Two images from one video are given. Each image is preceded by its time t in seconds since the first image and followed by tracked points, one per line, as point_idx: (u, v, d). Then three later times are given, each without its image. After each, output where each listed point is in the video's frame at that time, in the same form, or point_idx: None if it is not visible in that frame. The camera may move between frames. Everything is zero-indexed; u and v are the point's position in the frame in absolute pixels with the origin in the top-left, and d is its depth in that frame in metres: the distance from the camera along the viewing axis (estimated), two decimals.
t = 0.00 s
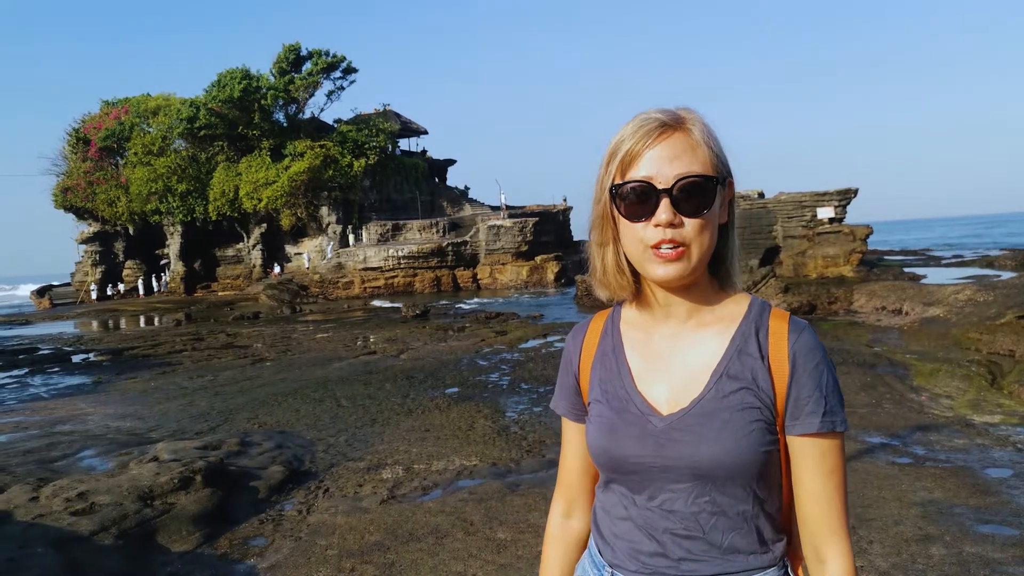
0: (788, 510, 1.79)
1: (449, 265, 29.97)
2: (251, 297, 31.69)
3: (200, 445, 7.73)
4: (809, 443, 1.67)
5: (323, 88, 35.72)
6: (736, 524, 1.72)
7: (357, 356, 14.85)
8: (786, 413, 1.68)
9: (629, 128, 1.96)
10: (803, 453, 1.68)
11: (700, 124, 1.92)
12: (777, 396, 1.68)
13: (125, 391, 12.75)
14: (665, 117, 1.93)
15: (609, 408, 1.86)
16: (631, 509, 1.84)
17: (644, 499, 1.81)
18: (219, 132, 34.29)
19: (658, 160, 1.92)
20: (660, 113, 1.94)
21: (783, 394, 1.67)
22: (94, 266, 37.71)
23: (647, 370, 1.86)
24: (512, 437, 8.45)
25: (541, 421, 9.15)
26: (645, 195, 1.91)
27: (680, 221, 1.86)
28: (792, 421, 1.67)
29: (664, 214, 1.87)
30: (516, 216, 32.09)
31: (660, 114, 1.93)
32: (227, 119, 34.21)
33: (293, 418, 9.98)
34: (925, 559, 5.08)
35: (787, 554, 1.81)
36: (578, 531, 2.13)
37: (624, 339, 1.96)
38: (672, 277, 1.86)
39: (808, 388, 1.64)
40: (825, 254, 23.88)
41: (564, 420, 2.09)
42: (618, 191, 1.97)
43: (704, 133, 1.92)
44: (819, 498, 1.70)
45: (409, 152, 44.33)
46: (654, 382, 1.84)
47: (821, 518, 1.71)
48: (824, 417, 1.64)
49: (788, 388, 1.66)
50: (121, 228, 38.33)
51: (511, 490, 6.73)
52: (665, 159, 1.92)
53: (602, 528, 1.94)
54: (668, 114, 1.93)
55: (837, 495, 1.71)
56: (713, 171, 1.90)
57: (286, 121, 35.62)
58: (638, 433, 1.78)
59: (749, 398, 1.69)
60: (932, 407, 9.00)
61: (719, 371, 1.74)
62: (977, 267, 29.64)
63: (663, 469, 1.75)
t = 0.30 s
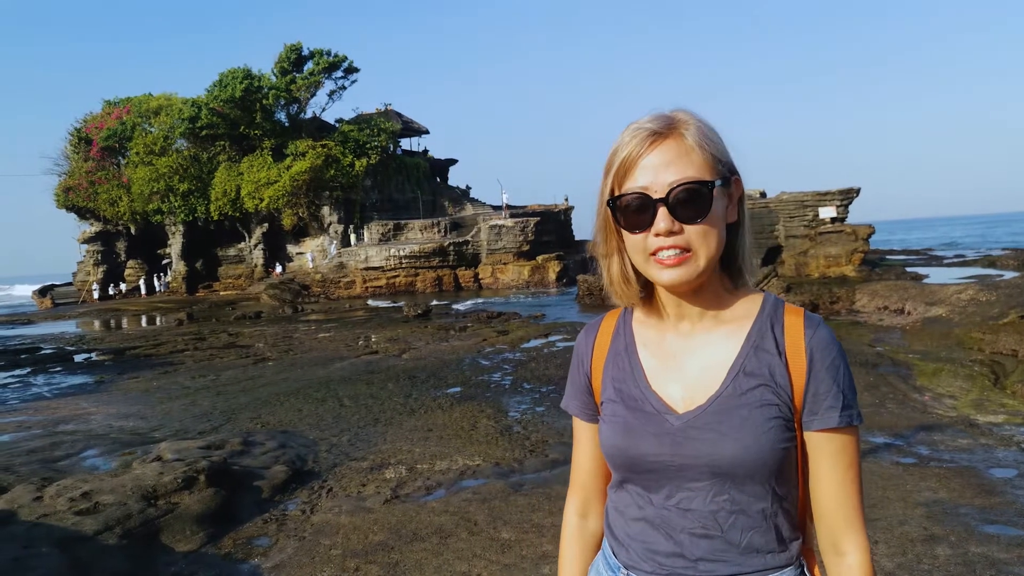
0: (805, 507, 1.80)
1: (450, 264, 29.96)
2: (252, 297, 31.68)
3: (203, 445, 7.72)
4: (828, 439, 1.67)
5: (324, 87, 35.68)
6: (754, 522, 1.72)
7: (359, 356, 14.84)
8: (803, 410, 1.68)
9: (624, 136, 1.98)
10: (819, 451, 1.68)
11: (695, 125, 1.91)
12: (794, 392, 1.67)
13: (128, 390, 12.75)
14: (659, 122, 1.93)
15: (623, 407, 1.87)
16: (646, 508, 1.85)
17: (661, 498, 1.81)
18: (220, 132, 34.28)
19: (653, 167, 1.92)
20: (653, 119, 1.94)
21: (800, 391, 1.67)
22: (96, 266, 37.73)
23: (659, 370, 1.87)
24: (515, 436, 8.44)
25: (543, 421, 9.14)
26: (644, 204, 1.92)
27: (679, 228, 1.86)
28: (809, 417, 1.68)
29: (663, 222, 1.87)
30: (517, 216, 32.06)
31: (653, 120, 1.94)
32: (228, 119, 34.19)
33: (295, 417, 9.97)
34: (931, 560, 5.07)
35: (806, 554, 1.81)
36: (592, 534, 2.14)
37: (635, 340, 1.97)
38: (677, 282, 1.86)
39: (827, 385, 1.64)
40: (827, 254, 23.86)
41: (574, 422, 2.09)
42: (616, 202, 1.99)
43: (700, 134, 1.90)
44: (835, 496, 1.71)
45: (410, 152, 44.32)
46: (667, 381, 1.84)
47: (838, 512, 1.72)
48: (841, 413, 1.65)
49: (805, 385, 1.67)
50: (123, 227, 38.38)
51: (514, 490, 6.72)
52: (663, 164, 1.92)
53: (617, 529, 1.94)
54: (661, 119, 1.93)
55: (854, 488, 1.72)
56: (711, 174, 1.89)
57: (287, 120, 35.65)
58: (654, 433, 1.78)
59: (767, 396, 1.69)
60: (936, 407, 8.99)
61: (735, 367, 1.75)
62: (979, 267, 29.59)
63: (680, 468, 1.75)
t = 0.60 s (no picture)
0: (821, 506, 1.80)
1: (451, 264, 29.96)
2: (253, 296, 31.66)
3: (205, 445, 7.72)
4: (845, 439, 1.67)
5: (325, 87, 35.67)
6: (768, 523, 1.72)
7: (361, 356, 14.83)
8: (820, 410, 1.68)
9: (632, 136, 1.97)
10: (837, 450, 1.68)
11: (703, 123, 1.91)
12: (811, 391, 1.67)
13: (129, 390, 12.74)
14: (667, 121, 1.93)
15: (637, 407, 1.86)
16: (661, 508, 1.84)
17: (675, 497, 1.81)
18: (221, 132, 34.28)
19: (662, 166, 1.92)
20: (661, 118, 1.94)
21: (817, 390, 1.67)
22: (97, 265, 37.73)
23: (674, 370, 1.86)
24: (518, 436, 8.44)
25: (545, 420, 9.13)
26: (653, 204, 1.92)
27: (688, 228, 1.86)
28: (827, 416, 1.67)
29: (673, 222, 1.87)
30: (519, 216, 32.03)
31: (661, 119, 1.94)
32: (230, 119, 34.20)
33: (297, 417, 9.96)
34: (936, 559, 5.07)
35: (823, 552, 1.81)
36: (607, 534, 2.14)
37: (648, 339, 1.97)
38: (690, 281, 1.86)
39: (844, 384, 1.64)
40: (829, 254, 23.83)
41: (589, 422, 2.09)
42: (626, 203, 1.99)
43: (708, 132, 1.90)
44: (852, 496, 1.71)
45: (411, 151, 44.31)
46: (682, 381, 1.84)
47: (854, 509, 1.73)
48: (859, 413, 1.64)
49: (822, 384, 1.66)
50: (124, 227, 38.39)
51: (517, 490, 6.72)
52: (671, 164, 1.92)
53: (630, 528, 1.94)
54: (668, 118, 1.93)
55: (871, 486, 1.72)
56: (719, 172, 1.89)
57: (288, 120, 35.70)
58: (669, 433, 1.78)
59: (782, 397, 1.68)
60: (939, 407, 8.98)
61: (751, 368, 1.74)
62: (981, 267, 29.55)
63: (695, 468, 1.75)
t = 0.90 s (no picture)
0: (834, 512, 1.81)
1: (453, 264, 29.95)
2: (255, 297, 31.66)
3: (208, 445, 7.73)
4: (866, 445, 1.67)
5: (327, 87, 35.70)
6: (785, 526, 1.72)
7: (363, 356, 14.83)
8: (841, 413, 1.68)
9: (642, 138, 1.99)
10: (854, 455, 1.69)
11: (711, 116, 1.93)
12: (833, 396, 1.67)
13: (132, 390, 12.74)
14: (675, 119, 1.95)
15: (655, 407, 1.86)
16: (677, 509, 1.84)
17: (692, 498, 1.81)
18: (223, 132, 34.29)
19: (678, 161, 1.93)
20: (669, 118, 1.96)
21: (840, 394, 1.67)
22: (99, 265, 37.78)
23: (693, 370, 1.86)
24: (520, 436, 8.43)
25: (548, 421, 9.13)
26: (674, 201, 1.92)
27: (715, 217, 1.85)
28: (849, 420, 1.67)
29: (699, 214, 1.87)
30: (520, 216, 32.02)
31: (669, 118, 1.96)
32: (231, 119, 34.20)
33: (300, 417, 9.96)
34: (942, 560, 5.07)
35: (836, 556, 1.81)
36: (619, 533, 2.13)
37: (666, 340, 1.96)
38: (720, 274, 1.85)
39: (865, 388, 1.64)
40: (831, 254, 23.81)
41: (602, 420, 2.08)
42: (646, 205, 1.98)
43: (717, 124, 1.93)
44: (866, 503, 1.72)
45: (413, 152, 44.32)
46: (700, 382, 1.84)
47: (864, 516, 1.73)
48: (879, 419, 1.65)
49: (845, 388, 1.66)
50: (126, 227, 38.43)
51: (521, 490, 6.72)
52: (687, 160, 1.93)
53: (643, 528, 1.94)
54: (676, 117, 1.95)
55: (883, 494, 1.73)
56: (735, 159, 1.90)
57: (290, 120, 35.76)
58: (686, 433, 1.78)
59: (804, 398, 1.68)
60: (942, 407, 8.98)
61: (773, 369, 1.74)
62: (984, 267, 29.51)
63: (713, 469, 1.75)
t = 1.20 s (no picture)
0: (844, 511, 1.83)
1: (454, 264, 29.96)
2: (257, 297, 31.67)
3: (211, 445, 7.73)
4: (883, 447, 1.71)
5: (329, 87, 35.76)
6: (803, 525, 1.73)
7: (365, 356, 14.83)
8: (863, 416, 1.70)
9: (659, 143, 1.98)
10: (871, 456, 1.73)
11: (727, 119, 1.93)
12: (855, 400, 1.69)
13: (134, 390, 12.74)
14: (691, 123, 1.95)
15: (673, 404, 1.85)
16: (693, 507, 1.84)
17: (709, 496, 1.81)
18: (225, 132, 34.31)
19: (697, 165, 1.92)
20: (685, 121, 1.96)
21: (861, 397, 1.69)
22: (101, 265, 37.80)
23: (711, 368, 1.86)
24: (523, 436, 8.43)
25: (551, 420, 9.13)
26: (693, 206, 1.91)
27: (735, 222, 1.85)
28: (867, 423, 1.70)
29: (719, 219, 1.86)
30: (522, 216, 32.02)
31: (685, 122, 1.95)
32: (233, 119, 34.23)
33: (302, 417, 9.96)
34: (948, 559, 5.07)
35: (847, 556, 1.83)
36: (627, 529, 2.13)
37: (684, 338, 1.95)
38: (742, 276, 1.85)
39: (889, 392, 1.67)
40: (833, 254, 23.80)
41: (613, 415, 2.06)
42: (666, 210, 1.97)
43: (733, 127, 1.93)
44: (878, 503, 1.76)
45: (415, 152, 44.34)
46: (720, 380, 1.84)
47: (875, 515, 1.77)
48: (898, 423, 1.68)
49: (867, 391, 1.68)
50: (128, 227, 38.46)
51: (525, 489, 6.72)
52: (706, 164, 1.92)
53: (655, 524, 1.94)
54: (693, 120, 1.95)
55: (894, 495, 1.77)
56: (754, 163, 1.90)
57: (291, 120, 35.82)
58: (708, 431, 1.78)
59: (827, 400, 1.70)
60: (946, 407, 8.97)
61: (795, 371, 1.75)
62: (986, 267, 29.47)
63: (734, 468, 1.75)
